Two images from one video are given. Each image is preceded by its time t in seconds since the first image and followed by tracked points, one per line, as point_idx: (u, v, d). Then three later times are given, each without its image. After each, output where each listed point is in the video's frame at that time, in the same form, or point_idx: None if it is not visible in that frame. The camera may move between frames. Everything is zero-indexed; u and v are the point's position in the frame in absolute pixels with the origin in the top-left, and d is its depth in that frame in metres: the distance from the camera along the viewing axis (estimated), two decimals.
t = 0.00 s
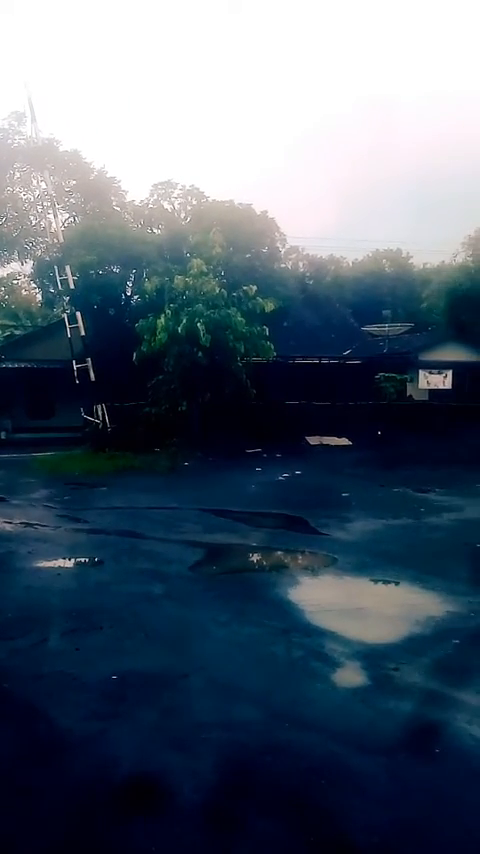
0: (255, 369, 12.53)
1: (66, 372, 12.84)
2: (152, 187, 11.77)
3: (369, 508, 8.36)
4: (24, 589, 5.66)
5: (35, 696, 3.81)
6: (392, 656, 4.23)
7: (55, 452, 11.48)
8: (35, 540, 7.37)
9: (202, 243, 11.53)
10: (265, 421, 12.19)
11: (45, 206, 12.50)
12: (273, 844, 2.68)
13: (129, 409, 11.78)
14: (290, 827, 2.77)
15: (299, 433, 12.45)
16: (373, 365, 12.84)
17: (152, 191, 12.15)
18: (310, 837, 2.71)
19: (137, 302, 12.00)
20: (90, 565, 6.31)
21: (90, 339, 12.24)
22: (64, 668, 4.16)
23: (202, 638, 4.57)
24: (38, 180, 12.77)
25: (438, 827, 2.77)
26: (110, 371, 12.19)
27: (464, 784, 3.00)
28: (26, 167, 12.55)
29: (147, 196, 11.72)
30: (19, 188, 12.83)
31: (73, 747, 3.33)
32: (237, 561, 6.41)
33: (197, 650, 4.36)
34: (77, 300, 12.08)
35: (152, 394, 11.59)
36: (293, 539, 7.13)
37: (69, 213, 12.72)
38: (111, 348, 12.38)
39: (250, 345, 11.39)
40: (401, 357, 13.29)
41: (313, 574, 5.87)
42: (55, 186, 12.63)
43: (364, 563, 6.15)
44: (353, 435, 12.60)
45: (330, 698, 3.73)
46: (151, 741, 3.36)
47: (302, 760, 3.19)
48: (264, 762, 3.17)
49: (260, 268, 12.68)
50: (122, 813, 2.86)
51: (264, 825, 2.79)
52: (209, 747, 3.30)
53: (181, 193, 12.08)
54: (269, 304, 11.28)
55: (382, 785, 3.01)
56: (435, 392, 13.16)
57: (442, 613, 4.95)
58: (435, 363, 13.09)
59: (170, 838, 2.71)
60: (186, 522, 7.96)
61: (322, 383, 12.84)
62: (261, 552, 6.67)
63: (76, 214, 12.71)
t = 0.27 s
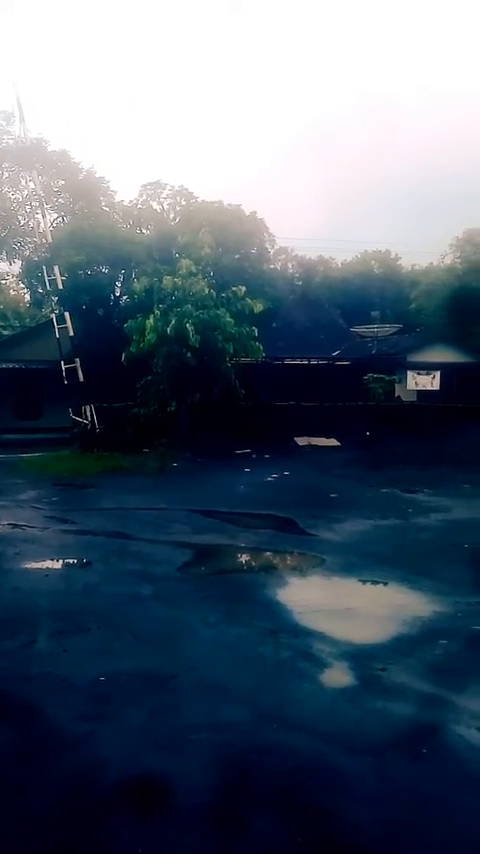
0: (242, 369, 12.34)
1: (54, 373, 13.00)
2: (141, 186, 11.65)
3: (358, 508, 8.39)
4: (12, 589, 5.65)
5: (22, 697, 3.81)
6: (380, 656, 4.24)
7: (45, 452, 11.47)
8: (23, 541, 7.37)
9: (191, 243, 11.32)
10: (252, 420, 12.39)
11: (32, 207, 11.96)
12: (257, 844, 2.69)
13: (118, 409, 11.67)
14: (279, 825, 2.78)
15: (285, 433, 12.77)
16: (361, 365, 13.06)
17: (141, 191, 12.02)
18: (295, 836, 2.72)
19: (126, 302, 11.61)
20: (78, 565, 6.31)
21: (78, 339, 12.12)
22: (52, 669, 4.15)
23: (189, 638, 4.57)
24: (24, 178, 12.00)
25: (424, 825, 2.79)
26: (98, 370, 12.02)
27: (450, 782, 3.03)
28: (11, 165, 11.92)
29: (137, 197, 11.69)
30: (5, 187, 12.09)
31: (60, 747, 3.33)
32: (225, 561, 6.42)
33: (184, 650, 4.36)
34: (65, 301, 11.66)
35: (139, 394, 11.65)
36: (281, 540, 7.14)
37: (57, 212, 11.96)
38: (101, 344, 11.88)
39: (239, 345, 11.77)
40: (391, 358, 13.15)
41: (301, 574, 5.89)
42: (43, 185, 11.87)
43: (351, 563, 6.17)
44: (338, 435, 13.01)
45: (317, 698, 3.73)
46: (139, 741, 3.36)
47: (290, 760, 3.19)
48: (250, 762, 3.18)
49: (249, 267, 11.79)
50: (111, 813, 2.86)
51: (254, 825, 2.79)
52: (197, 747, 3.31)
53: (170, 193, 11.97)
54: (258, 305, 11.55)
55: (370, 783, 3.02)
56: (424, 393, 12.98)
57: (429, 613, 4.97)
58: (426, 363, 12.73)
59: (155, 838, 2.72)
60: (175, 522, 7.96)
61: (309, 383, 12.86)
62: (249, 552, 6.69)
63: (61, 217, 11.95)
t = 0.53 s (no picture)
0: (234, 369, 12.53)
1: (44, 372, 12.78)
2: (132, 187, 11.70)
3: (349, 509, 8.41)
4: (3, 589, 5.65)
5: (13, 696, 3.81)
6: (370, 656, 4.25)
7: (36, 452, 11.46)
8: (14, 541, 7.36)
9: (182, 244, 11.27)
10: (244, 420, 12.25)
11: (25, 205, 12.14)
12: (247, 843, 2.69)
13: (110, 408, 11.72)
14: (268, 824, 2.79)
15: (278, 433, 12.50)
16: (351, 365, 13.06)
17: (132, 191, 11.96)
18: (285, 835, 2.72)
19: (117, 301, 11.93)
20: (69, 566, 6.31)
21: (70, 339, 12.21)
22: (42, 669, 4.15)
23: (180, 638, 4.57)
24: (16, 180, 12.52)
25: (412, 824, 2.80)
26: (89, 370, 12.08)
27: (438, 781, 3.04)
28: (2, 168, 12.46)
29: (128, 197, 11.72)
30: None
31: (50, 747, 3.33)
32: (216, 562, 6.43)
33: (174, 651, 4.36)
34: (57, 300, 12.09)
35: (131, 395, 11.58)
36: (272, 540, 7.15)
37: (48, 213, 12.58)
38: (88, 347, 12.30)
39: (230, 345, 11.37)
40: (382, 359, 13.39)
41: (292, 574, 5.90)
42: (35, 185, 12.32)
43: (342, 563, 6.19)
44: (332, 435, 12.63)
45: (307, 698, 3.74)
46: (129, 741, 3.36)
47: (280, 759, 3.20)
48: (239, 762, 3.18)
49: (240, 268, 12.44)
50: (103, 812, 2.87)
51: (242, 824, 2.80)
52: (187, 747, 3.31)
53: (161, 194, 12.03)
54: (250, 305, 11.19)
55: (358, 783, 3.03)
56: (413, 392, 13.42)
57: (419, 613, 4.99)
58: (416, 363, 13.24)
59: (145, 838, 2.72)
60: (166, 522, 7.97)
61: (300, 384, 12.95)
62: (240, 553, 6.71)
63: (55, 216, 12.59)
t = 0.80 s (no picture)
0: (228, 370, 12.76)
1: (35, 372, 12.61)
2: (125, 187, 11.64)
3: (341, 509, 8.41)
4: None
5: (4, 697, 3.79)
6: (362, 656, 4.24)
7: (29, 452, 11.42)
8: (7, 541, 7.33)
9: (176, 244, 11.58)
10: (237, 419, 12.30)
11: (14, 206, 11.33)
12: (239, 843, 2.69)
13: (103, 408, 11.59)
14: (261, 824, 2.78)
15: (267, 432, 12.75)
16: (344, 366, 13.21)
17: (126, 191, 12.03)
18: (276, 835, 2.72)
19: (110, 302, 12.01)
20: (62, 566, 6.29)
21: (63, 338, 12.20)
22: (34, 670, 4.14)
23: (173, 639, 4.56)
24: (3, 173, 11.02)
25: (404, 824, 2.80)
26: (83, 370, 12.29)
27: (430, 781, 3.04)
28: None
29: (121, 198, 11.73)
30: None
31: (42, 747, 3.31)
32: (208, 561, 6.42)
33: (167, 651, 4.35)
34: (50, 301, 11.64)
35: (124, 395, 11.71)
36: (265, 540, 7.14)
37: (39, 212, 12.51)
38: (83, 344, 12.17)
39: (223, 345, 11.52)
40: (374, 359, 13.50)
41: (284, 574, 5.89)
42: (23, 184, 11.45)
43: (335, 563, 6.18)
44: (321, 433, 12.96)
45: (300, 698, 3.74)
46: (121, 741, 3.35)
47: (272, 759, 3.20)
48: (232, 762, 3.18)
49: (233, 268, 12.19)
50: (95, 812, 2.86)
51: (236, 824, 2.79)
52: (180, 747, 3.30)
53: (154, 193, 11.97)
54: (242, 304, 11.28)
55: (350, 782, 3.03)
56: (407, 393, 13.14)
57: (411, 613, 4.98)
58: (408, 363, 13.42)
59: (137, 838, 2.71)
60: (159, 522, 7.95)
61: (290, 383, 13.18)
62: (233, 552, 6.70)
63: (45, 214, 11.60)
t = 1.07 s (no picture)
0: (221, 369, 12.47)
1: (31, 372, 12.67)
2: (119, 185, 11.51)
3: (334, 509, 8.42)
4: None
5: None
6: (355, 656, 4.25)
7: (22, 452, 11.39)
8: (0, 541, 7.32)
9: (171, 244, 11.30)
10: (232, 419, 12.16)
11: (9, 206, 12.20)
12: (231, 843, 2.68)
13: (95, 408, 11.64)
14: (252, 825, 2.78)
15: (264, 432, 12.47)
16: (338, 365, 13.21)
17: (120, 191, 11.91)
18: (268, 835, 2.72)
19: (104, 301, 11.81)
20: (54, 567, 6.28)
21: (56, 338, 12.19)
22: (26, 670, 4.13)
23: (165, 639, 4.56)
24: None
25: (396, 823, 2.80)
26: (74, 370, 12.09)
27: (422, 781, 3.04)
28: None
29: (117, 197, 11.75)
30: None
31: (34, 748, 3.31)
32: (201, 561, 6.41)
33: (160, 651, 4.35)
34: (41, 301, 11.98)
35: (117, 395, 11.64)
36: (258, 540, 7.14)
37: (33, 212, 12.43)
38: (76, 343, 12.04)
39: (217, 345, 11.39)
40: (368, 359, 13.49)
41: (276, 574, 5.89)
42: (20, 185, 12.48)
43: (328, 563, 6.19)
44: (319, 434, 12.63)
45: (293, 698, 3.74)
46: (113, 742, 3.35)
47: (264, 759, 3.20)
48: (223, 762, 3.17)
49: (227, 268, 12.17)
50: (87, 813, 2.85)
51: (231, 822, 2.80)
52: (172, 748, 3.29)
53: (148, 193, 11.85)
54: (237, 305, 11.18)
55: (343, 782, 3.03)
56: (399, 393, 13.39)
57: (404, 613, 4.99)
58: (402, 363, 13.38)
59: (128, 838, 2.71)
60: (152, 522, 7.95)
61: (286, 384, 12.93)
62: (226, 553, 6.70)
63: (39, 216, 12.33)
